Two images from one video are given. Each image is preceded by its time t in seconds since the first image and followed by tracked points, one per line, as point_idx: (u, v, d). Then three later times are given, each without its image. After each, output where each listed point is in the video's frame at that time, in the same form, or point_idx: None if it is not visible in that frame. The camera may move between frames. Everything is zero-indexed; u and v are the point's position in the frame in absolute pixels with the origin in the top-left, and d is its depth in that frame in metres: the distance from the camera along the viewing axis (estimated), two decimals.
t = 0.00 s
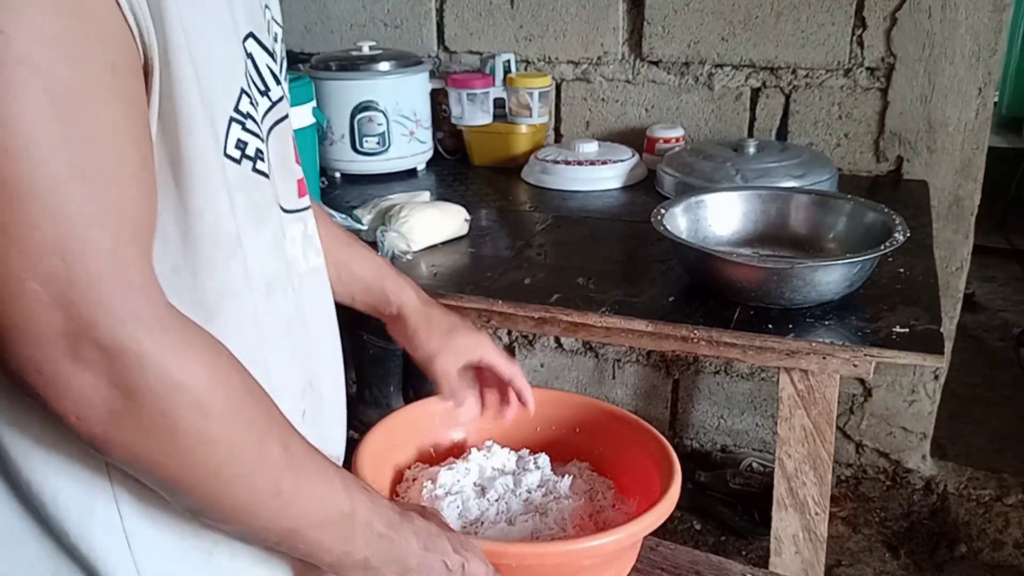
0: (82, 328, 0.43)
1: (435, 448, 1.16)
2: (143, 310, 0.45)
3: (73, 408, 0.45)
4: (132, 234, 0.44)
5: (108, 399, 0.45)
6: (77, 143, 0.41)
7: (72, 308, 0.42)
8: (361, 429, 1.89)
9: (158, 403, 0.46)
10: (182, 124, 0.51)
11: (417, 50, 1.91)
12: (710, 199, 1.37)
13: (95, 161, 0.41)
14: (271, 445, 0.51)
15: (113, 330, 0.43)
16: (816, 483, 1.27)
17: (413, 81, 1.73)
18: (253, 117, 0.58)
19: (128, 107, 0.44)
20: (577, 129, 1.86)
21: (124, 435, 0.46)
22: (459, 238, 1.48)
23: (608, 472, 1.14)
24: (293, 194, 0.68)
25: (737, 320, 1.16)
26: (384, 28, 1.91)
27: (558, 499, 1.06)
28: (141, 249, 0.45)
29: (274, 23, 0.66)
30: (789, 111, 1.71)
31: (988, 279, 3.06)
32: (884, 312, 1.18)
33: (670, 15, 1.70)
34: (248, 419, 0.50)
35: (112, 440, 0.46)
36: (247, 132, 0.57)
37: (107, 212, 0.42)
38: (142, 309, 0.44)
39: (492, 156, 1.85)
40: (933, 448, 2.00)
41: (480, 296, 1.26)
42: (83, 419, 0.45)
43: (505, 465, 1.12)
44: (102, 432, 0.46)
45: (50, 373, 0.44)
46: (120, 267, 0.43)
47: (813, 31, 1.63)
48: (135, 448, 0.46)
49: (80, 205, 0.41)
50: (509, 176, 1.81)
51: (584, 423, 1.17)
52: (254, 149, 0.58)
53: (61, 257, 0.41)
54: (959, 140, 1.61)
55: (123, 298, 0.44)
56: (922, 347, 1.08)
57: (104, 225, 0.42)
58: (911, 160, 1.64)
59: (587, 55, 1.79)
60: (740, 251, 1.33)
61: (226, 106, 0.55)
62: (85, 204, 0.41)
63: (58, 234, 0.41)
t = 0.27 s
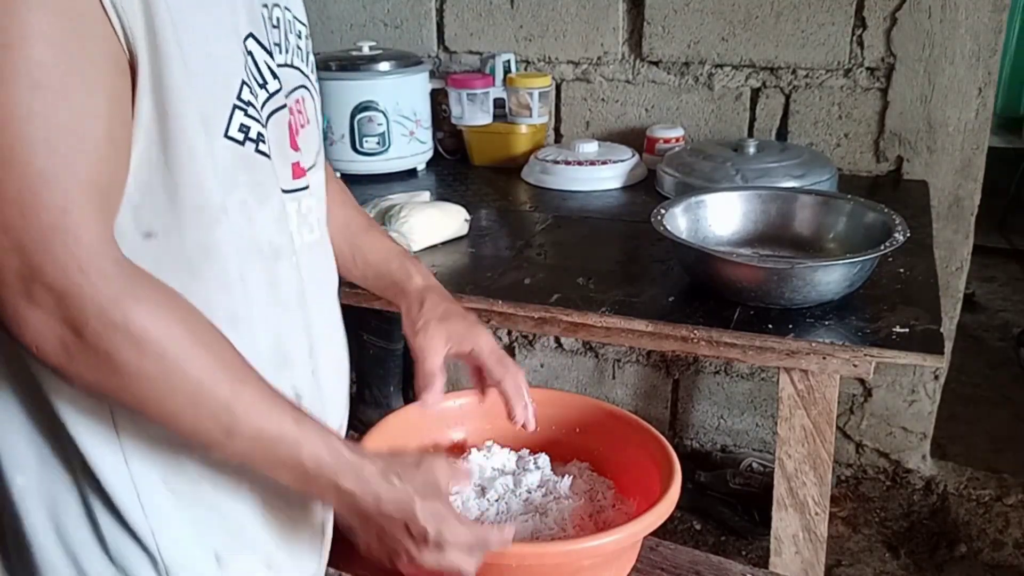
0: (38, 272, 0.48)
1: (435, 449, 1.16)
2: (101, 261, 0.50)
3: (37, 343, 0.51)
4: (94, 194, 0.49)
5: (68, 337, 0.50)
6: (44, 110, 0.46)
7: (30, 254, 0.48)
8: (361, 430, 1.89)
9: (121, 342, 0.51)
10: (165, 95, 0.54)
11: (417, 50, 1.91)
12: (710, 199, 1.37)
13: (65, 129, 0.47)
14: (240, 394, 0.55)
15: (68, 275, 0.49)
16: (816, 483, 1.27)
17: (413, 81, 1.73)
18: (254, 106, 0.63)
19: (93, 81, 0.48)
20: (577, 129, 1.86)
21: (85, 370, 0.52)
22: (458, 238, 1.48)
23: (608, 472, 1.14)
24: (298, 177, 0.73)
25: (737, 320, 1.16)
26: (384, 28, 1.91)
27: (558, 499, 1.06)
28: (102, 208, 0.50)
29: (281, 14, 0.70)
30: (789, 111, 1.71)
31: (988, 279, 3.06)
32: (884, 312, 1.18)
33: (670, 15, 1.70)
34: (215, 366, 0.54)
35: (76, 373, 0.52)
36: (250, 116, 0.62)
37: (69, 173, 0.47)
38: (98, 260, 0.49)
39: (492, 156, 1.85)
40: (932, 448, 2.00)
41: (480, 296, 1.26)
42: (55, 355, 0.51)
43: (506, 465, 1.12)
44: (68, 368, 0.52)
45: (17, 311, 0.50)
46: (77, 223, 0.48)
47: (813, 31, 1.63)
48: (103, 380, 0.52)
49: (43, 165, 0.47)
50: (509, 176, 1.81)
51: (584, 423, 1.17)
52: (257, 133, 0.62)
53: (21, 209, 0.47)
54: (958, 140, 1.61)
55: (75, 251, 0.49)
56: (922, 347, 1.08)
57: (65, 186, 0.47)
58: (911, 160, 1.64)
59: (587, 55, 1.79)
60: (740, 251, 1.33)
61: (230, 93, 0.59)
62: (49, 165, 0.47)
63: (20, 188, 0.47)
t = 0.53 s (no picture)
0: (73, 223, 0.57)
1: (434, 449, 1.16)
2: (121, 213, 0.59)
3: (74, 284, 0.60)
4: (117, 155, 0.58)
5: (100, 276, 0.60)
6: (76, 86, 0.55)
7: (65, 207, 0.57)
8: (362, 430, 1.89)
9: (143, 279, 0.60)
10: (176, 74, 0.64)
11: (417, 50, 1.91)
12: (710, 199, 1.37)
13: (91, 101, 0.56)
14: (246, 322, 0.65)
15: (98, 224, 0.58)
16: (816, 483, 1.27)
17: (413, 81, 1.73)
18: (247, 100, 0.70)
19: (115, 57, 0.57)
20: (577, 129, 1.86)
21: (115, 305, 0.61)
22: (458, 238, 1.48)
23: (608, 472, 1.14)
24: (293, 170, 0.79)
25: (737, 320, 1.16)
26: (384, 28, 1.91)
27: (558, 499, 1.06)
28: (124, 168, 0.59)
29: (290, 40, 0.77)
30: (789, 111, 1.71)
31: (988, 279, 3.06)
32: (884, 312, 1.18)
33: (670, 15, 1.70)
34: (223, 298, 0.64)
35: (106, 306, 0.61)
36: (239, 107, 0.69)
37: (98, 138, 0.57)
38: (120, 211, 0.58)
39: (492, 156, 1.85)
40: (933, 448, 2.00)
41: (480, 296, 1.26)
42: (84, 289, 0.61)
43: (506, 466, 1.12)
44: (101, 304, 0.61)
45: (52, 255, 0.59)
46: (103, 180, 0.57)
47: (813, 31, 1.63)
48: (131, 313, 0.62)
49: (75, 131, 0.55)
50: (509, 176, 1.81)
51: (584, 424, 1.17)
52: (244, 124, 0.70)
53: (58, 171, 0.56)
54: (958, 140, 1.61)
55: (103, 204, 0.58)
56: (923, 347, 1.08)
57: (92, 147, 0.56)
58: (911, 160, 1.64)
59: (587, 55, 1.79)
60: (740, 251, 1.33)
61: (221, 85, 0.67)
62: (81, 133, 0.56)
63: (57, 152, 0.55)
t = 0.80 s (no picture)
0: (96, 201, 0.58)
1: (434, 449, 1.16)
2: (142, 192, 0.60)
3: (94, 263, 0.60)
4: (136, 135, 0.59)
5: (122, 254, 0.60)
6: (101, 66, 0.56)
7: (88, 185, 0.58)
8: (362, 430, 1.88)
9: (165, 255, 0.61)
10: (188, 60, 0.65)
11: (417, 50, 1.91)
12: (710, 199, 1.37)
13: (115, 82, 0.57)
14: (259, 302, 0.66)
15: (121, 202, 0.59)
16: (816, 483, 1.27)
17: (414, 81, 1.73)
18: (244, 93, 0.70)
19: (134, 39, 0.58)
20: (577, 129, 1.86)
21: (134, 283, 0.62)
22: (458, 238, 1.48)
23: (608, 473, 1.14)
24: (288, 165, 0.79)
25: (737, 320, 1.16)
26: (384, 28, 1.91)
27: (558, 499, 1.06)
28: (143, 148, 0.60)
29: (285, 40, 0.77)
30: (789, 112, 1.71)
31: (988, 279, 3.06)
32: (884, 312, 1.18)
33: (670, 15, 1.70)
34: (235, 271, 0.65)
35: (126, 287, 0.62)
36: (238, 101, 0.70)
37: (121, 118, 0.58)
38: (140, 190, 0.60)
39: (492, 156, 1.85)
40: (933, 448, 2.00)
41: (480, 296, 1.26)
42: (105, 270, 0.61)
43: (506, 466, 1.12)
44: (119, 285, 0.62)
45: (73, 234, 0.59)
46: (125, 159, 0.59)
47: (813, 31, 1.63)
48: (149, 292, 0.62)
49: (98, 112, 0.56)
50: (509, 176, 1.81)
51: (584, 424, 1.17)
52: (241, 116, 0.70)
53: (82, 149, 0.56)
54: (958, 140, 1.61)
55: (127, 182, 0.59)
56: (923, 347, 1.08)
57: (112, 127, 0.57)
58: (911, 160, 1.64)
59: (587, 55, 1.79)
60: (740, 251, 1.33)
61: (220, 79, 0.67)
62: (104, 113, 0.57)
63: (81, 132, 0.56)
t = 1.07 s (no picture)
0: (89, 188, 0.58)
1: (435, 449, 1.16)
2: (134, 180, 0.60)
3: (86, 249, 0.61)
4: (131, 125, 0.59)
5: (114, 241, 0.61)
6: (95, 54, 0.56)
7: (83, 174, 0.58)
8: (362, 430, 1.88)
9: (156, 244, 0.61)
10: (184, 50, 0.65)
11: (417, 50, 1.91)
12: (710, 199, 1.37)
13: (109, 70, 0.57)
14: (247, 293, 0.66)
15: (114, 191, 0.59)
16: (816, 483, 1.27)
17: (414, 81, 1.73)
18: (248, 86, 0.71)
19: (132, 29, 0.58)
20: (577, 129, 1.86)
21: (125, 270, 0.62)
22: (458, 238, 1.48)
23: (607, 473, 1.14)
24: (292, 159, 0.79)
25: (737, 320, 1.16)
26: (384, 28, 1.91)
27: (558, 499, 1.06)
28: (138, 137, 0.60)
29: (286, 37, 0.77)
30: (789, 112, 1.71)
31: (988, 279, 3.06)
32: (884, 312, 1.18)
33: (670, 15, 1.70)
34: (226, 264, 0.65)
35: (117, 274, 0.62)
36: (243, 93, 0.70)
37: (116, 106, 0.58)
38: (133, 179, 0.60)
39: (492, 156, 1.85)
40: (933, 448, 2.00)
41: (480, 296, 1.26)
42: (98, 257, 0.61)
43: (506, 465, 1.12)
44: (111, 273, 0.62)
45: (67, 220, 0.59)
46: (119, 148, 0.59)
47: (813, 31, 1.63)
48: (142, 281, 0.62)
49: (92, 100, 0.56)
50: (509, 176, 1.81)
51: (584, 424, 1.17)
52: (246, 108, 0.71)
53: (76, 137, 0.57)
54: (958, 140, 1.61)
55: (119, 171, 0.59)
56: (923, 347, 1.08)
57: (108, 116, 0.57)
58: (911, 160, 1.64)
59: (587, 55, 1.79)
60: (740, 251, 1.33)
61: (223, 72, 0.68)
62: (98, 101, 0.57)
63: (77, 120, 0.56)
